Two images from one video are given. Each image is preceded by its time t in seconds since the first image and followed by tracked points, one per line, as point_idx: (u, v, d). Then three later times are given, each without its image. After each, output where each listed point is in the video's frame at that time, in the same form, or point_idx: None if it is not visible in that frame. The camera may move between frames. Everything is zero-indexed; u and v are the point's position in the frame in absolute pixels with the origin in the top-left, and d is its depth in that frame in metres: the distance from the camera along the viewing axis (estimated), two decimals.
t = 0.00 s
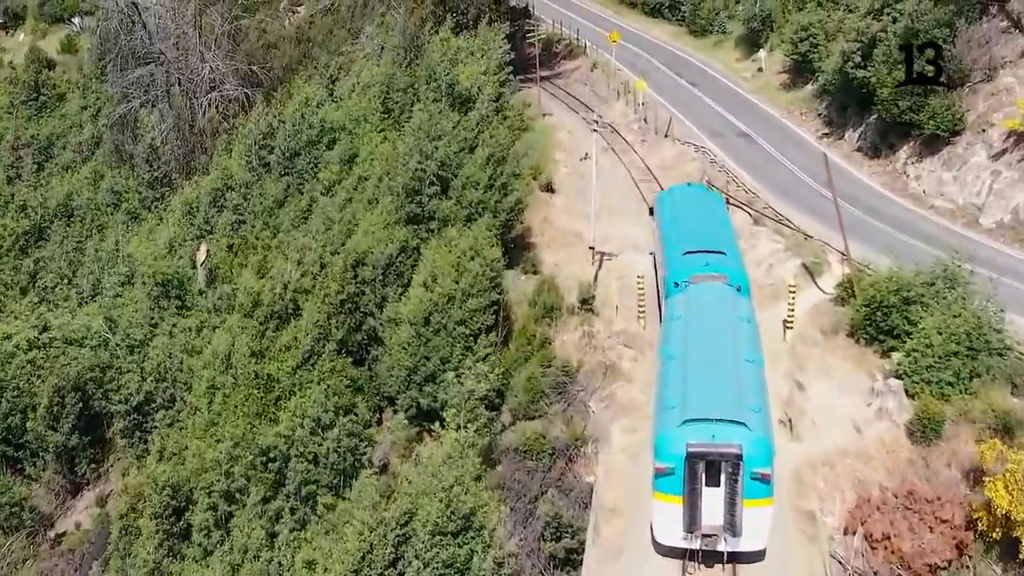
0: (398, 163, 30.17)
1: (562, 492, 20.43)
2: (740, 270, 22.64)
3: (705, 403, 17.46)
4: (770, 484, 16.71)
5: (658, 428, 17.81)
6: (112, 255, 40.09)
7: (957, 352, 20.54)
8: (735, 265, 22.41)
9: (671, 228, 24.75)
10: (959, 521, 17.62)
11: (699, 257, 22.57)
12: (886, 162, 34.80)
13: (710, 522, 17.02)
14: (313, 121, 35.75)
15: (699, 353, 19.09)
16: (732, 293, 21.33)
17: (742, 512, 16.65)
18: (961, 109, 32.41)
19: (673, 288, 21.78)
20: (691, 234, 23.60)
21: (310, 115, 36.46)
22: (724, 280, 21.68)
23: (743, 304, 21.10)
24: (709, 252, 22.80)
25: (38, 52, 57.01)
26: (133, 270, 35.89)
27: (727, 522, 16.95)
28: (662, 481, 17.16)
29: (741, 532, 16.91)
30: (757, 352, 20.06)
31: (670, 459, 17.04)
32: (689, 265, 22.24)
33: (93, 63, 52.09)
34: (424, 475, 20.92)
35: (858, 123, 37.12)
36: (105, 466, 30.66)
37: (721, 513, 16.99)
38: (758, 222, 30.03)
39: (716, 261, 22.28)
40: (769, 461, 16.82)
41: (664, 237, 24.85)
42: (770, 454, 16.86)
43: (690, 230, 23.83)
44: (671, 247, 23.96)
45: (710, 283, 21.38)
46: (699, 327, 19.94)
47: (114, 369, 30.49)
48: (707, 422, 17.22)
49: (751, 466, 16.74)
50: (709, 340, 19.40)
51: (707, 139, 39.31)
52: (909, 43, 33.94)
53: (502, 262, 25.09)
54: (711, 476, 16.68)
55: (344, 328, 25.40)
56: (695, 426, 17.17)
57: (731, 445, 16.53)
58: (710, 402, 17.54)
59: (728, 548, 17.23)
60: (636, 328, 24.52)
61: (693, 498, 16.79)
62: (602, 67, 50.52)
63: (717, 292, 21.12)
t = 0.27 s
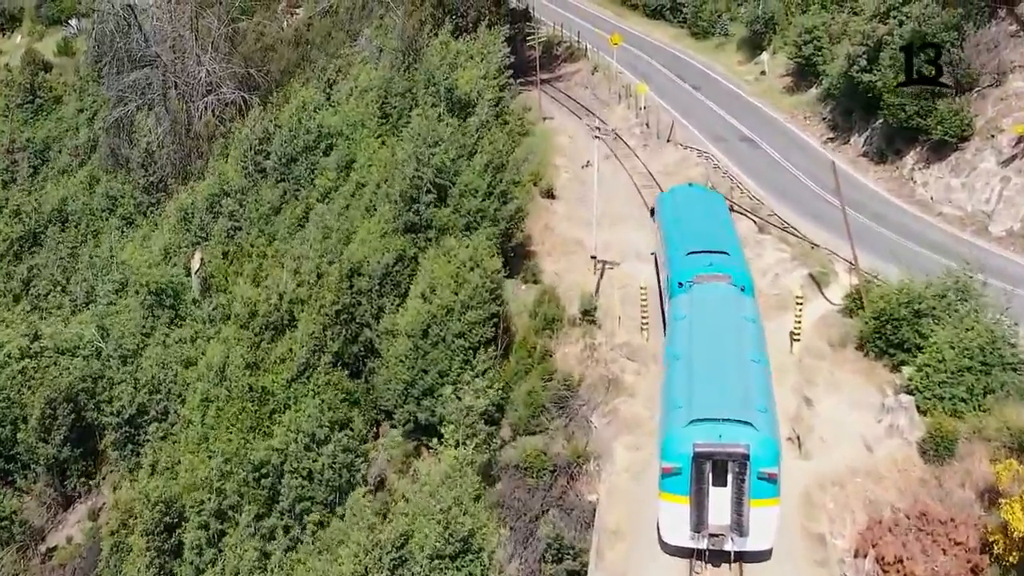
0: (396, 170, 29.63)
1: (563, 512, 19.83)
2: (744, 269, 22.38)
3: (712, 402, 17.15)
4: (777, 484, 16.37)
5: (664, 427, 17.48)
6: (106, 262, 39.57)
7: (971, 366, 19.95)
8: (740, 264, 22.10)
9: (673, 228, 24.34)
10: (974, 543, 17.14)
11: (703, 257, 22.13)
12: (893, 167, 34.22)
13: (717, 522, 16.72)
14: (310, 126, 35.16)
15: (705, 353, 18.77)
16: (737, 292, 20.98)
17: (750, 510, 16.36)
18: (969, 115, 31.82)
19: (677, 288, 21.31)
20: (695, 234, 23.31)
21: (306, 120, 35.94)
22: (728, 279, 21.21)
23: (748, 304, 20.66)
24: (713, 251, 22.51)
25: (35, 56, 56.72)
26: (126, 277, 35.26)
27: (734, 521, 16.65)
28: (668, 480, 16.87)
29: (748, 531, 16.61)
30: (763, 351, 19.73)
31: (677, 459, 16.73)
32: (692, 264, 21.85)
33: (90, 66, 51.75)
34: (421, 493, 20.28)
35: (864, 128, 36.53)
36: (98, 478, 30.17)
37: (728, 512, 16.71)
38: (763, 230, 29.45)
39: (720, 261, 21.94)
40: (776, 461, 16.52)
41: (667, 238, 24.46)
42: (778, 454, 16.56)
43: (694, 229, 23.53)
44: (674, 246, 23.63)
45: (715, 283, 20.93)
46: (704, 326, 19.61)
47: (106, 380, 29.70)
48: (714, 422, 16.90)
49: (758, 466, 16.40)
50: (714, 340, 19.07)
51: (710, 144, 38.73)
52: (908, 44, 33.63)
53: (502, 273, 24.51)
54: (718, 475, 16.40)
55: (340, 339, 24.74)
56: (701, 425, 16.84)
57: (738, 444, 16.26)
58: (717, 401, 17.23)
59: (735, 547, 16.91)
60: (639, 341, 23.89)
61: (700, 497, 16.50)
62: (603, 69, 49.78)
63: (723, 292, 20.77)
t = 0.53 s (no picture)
0: (393, 177, 29.10)
1: (565, 533, 19.20)
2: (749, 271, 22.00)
3: (718, 403, 17.23)
4: (783, 483, 16.52)
5: (671, 428, 17.59)
6: (101, 268, 38.99)
7: (985, 382, 19.26)
8: (744, 264, 21.97)
9: (676, 229, 24.23)
10: (988, 567, 16.64)
11: (706, 258, 22.08)
12: (899, 173, 33.63)
13: (723, 521, 16.89)
14: (306, 131, 34.58)
15: (710, 353, 18.81)
16: (741, 292, 20.88)
17: (755, 510, 16.54)
18: (978, 120, 31.22)
19: (681, 288, 21.31)
20: (698, 235, 23.10)
21: (302, 125, 35.43)
22: (732, 279, 21.18)
23: (752, 303, 20.65)
24: (716, 252, 22.30)
25: (31, 59, 56.32)
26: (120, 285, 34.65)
27: (740, 521, 16.77)
28: (676, 480, 17.00)
29: (754, 530, 16.74)
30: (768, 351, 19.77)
31: (684, 458, 16.85)
32: (697, 264, 21.79)
33: (86, 69, 51.32)
34: (421, 511, 19.53)
35: (869, 133, 35.96)
36: (90, 490, 29.42)
37: (734, 511, 16.83)
38: (768, 238, 28.88)
39: (723, 260, 21.76)
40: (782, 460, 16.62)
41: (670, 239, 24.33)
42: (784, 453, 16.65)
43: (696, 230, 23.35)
44: (677, 246, 23.43)
45: (719, 283, 20.94)
46: (709, 326, 19.59)
47: (98, 391, 29.08)
48: (720, 422, 16.99)
49: (764, 465, 16.52)
50: (720, 341, 19.06)
51: (712, 149, 38.14)
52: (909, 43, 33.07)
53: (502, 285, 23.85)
54: (725, 475, 16.54)
55: (335, 352, 24.17)
56: (708, 424, 16.91)
57: (744, 444, 16.33)
58: (723, 402, 17.31)
59: (742, 546, 17.05)
60: (642, 354, 23.32)
61: (707, 497, 16.63)
62: (604, 72, 49.11)
63: (727, 292, 20.71)
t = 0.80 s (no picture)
0: (391, 184, 28.58)
1: (566, 555, 18.58)
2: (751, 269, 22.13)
3: (723, 402, 17.10)
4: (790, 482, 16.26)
5: (676, 427, 17.45)
6: (95, 275, 38.37)
7: (998, 400, 18.68)
8: (747, 264, 21.99)
9: (677, 228, 24.38)
10: None
11: (708, 257, 22.17)
12: (905, 179, 33.08)
13: (729, 520, 16.69)
14: (303, 137, 34.08)
15: (715, 352, 18.66)
16: (745, 292, 20.87)
17: (761, 509, 16.31)
18: (987, 126, 30.69)
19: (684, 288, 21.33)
20: (701, 235, 23.17)
21: (299, 131, 34.91)
22: (736, 278, 21.26)
23: (756, 302, 20.64)
24: (718, 252, 22.39)
25: (27, 63, 55.90)
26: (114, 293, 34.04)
27: (747, 519, 16.55)
28: (681, 479, 16.84)
29: (761, 528, 16.51)
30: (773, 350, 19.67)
31: (689, 458, 16.70)
32: (700, 264, 21.83)
33: (83, 73, 50.89)
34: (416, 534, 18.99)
35: (875, 138, 35.44)
36: (82, 503, 28.68)
37: (740, 509, 16.62)
38: (773, 247, 28.34)
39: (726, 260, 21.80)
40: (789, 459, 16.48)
41: (671, 238, 24.55)
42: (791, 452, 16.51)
43: (698, 230, 23.40)
44: (680, 247, 23.46)
45: (722, 282, 20.99)
46: (713, 325, 19.54)
47: (89, 402, 28.28)
48: (726, 421, 16.84)
49: (771, 464, 16.31)
50: (724, 340, 19.00)
51: (716, 154, 37.55)
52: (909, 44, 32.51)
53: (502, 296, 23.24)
54: (731, 474, 16.39)
55: (332, 364, 23.73)
56: (714, 423, 16.75)
57: (750, 443, 16.19)
58: (728, 400, 17.19)
59: (748, 545, 16.83)
60: (645, 366, 22.77)
61: (713, 496, 16.46)
62: (605, 75, 48.51)
63: (731, 291, 20.71)
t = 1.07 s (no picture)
0: (389, 191, 28.05)
1: None
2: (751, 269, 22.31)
3: (729, 399, 17.09)
4: (796, 479, 16.22)
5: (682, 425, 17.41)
6: (89, 281, 37.77)
7: (1013, 417, 18.12)
8: (748, 264, 22.13)
9: (679, 229, 24.55)
10: None
11: (710, 258, 22.35)
12: (912, 185, 32.49)
13: (735, 517, 16.71)
14: (300, 142, 33.58)
15: (720, 350, 18.69)
16: (747, 291, 20.98)
17: (768, 507, 16.27)
18: (995, 131, 30.11)
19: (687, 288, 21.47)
20: (702, 236, 23.35)
21: (296, 135, 34.36)
22: (739, 278, 21.45)
23: (759, 302, 20.69)
24: (719, 252, 22.56)
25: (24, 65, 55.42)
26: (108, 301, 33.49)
27: (753, 516, 16.58)
28: (688, 478, 16.80)
29: (768, 526, 16.54)
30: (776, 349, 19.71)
31: (696, 455, 16.67)
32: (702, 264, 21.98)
33: (79, 76, 50.41)
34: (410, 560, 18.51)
35: (881, 142, 34.85)
36: (74, 515, 28.29)
37: (747, 507, 16.63)
38: (778, 254, 27.79)
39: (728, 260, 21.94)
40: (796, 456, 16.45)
41: (673, 238, 24.80)
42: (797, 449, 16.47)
43: (699, 232, 23.59)
44: (681, 248, 23.59)
45: (725, 283, 21.14)
46: (716, 324, 19.61)
47: (80, 413, 27.59)
48: (732, 418, 16.80)
49: (777, 461, 16.27)
50: (728, 338, 19.05)
51: (720, 159, 36.98)
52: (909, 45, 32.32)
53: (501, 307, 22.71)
54: (737, 471, 16.37)
55: (327, 377, 23.08)
56: (720, 421, 16.70)
57: (756, 440, 16.15)
58: (733, 397, 17.18)
59: (754, 542, 16.83)
60: (648, 379, 22.26)
61: (719, 493, 16.46)
62: (607, 77, 47.94)
63: (733, 291, 20.81)
